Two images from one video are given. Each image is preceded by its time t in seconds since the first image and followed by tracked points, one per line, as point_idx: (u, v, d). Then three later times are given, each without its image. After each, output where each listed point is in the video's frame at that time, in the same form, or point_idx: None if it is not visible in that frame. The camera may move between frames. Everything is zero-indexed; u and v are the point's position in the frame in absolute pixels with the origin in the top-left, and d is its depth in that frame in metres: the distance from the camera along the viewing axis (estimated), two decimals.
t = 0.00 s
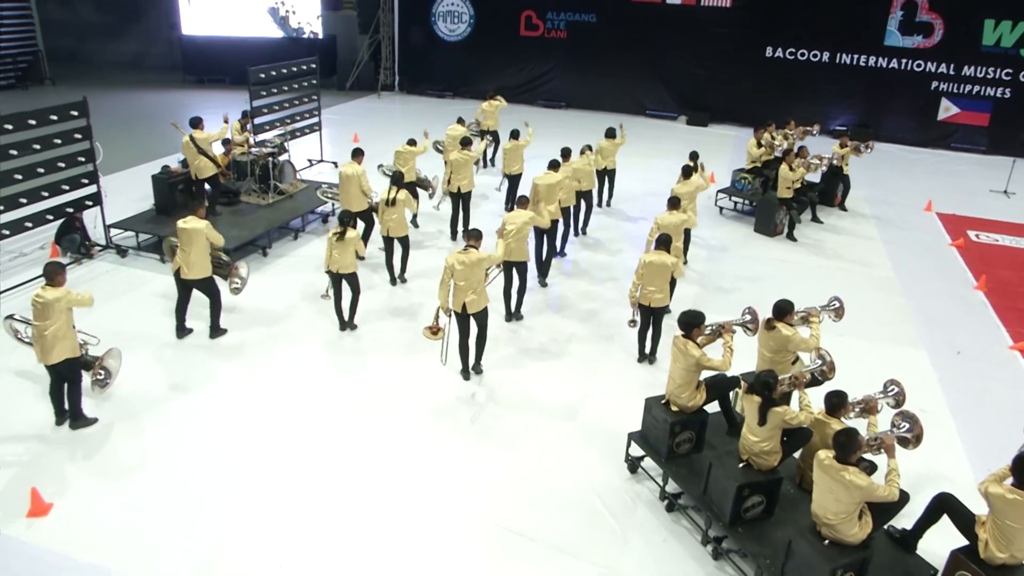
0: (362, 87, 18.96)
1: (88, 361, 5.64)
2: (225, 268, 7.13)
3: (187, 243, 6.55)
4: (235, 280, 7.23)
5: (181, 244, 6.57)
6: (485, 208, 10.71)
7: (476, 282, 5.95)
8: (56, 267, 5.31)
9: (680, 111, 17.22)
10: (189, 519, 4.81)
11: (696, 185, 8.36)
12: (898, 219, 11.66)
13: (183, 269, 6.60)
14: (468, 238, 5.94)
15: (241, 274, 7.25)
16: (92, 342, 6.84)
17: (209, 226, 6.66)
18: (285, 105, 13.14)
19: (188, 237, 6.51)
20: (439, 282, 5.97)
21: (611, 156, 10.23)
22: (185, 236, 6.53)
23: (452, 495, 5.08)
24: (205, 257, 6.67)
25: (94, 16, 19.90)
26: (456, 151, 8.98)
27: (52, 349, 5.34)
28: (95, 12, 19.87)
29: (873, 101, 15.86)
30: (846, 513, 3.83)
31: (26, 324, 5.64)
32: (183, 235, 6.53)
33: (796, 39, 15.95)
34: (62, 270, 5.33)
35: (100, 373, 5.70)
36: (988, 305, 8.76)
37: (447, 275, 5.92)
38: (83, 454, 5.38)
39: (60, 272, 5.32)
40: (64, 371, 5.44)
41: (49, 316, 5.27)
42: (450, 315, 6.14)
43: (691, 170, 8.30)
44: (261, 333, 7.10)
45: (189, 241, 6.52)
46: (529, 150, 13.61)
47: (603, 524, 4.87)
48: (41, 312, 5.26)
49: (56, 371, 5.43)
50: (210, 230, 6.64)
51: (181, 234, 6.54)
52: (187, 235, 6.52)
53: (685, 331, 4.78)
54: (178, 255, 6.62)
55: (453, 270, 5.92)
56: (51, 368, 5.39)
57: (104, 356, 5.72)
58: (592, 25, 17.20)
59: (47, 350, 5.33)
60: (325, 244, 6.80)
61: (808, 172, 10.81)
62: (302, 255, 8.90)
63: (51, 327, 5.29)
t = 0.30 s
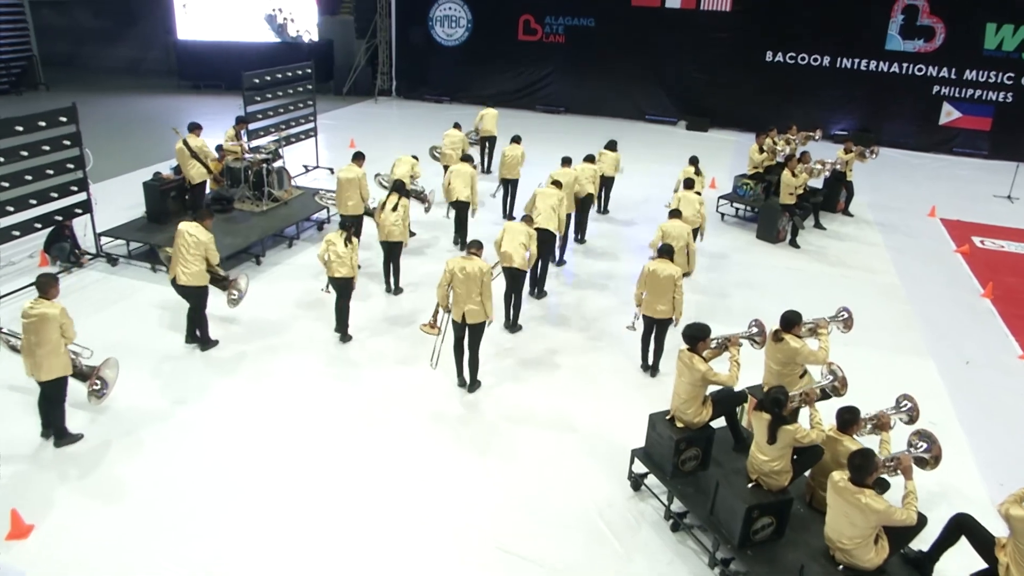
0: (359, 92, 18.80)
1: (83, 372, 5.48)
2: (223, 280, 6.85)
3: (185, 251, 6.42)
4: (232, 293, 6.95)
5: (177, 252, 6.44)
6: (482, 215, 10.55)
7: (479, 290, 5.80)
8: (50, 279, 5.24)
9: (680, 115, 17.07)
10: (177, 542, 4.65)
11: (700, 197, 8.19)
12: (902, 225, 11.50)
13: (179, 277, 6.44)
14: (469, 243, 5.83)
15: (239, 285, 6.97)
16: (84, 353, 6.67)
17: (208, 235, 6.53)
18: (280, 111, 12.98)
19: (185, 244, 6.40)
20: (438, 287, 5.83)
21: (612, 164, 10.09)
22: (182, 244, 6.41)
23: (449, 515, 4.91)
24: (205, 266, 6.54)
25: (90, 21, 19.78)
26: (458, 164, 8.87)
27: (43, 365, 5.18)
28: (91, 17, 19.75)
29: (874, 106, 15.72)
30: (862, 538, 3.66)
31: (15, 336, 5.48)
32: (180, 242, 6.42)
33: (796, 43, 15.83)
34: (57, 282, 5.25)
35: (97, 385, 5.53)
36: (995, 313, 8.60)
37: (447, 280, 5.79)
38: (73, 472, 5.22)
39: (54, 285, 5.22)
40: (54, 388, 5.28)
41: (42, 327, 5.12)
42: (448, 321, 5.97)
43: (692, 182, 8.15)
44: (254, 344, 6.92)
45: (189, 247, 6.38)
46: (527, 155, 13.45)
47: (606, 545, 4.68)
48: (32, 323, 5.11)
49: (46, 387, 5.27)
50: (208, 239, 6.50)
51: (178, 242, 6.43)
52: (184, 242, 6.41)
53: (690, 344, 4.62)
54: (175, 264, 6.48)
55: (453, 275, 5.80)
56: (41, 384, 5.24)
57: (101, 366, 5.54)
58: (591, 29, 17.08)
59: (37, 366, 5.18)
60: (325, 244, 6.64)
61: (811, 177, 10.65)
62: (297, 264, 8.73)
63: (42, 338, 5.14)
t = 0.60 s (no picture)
0: (356, 96, 18.61)
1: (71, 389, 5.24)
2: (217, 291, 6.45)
3: (178, 261, 6.16)
4: (227, 310, 6.77)
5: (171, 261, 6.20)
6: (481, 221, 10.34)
7: (481, 300, 5.59)
8: (38, 291, 5.05)
9: (681, 119, 16.88)
10: (164, 567, 4.43)
11: (705, 208, 8.02)
12: (908, 230, 11.30)
13: (170, 287, 6.19)
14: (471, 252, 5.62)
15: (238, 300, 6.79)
16: (70, 369, 6.39)
17: (205, 246, 6.27)
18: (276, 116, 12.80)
19: (179, 253, 6.16)
20: (438, 297, 5.60)
21: (614, 170, 9.90)
22: (177, 253, 6.17)
23: (449, 537, 4.68)
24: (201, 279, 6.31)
25: (84, 25, 19.58)
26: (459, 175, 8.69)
27: (26, 382, 4.96)
28: (86, 20, 19.55)
29: (877, 109, 15.53)
30: (887, 567, 3.45)
31: None
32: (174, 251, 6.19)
33: (799, 46, 15.64)
34: (44, 294, 5.05)
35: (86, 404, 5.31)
36: (1007, 321, 8.39)
37: (447, 291, 5.57)
38: (56, 491, 5.00)
39: (41, 296, 5.03)
40: (40, 405, 5.07)
41: (27, 341, 4.91)
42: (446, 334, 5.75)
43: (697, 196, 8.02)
44: (246, 355, 6.71)
45: (183, 257, 6.15)
46: (527, 160, 13.24)
47: (613, 569, 4.46)
48: (17, 338, 4.90)
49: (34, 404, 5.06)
50: (204, 249, 6.24)
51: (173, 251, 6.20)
52: (179, 251, 6.17)
53: (701, 359, 4.40)
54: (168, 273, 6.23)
55: (454, 285, 5.58)
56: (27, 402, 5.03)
57: (89, 383, 5.32)
58: (590, 32, 16.90)
59: (21, 383, 4.96)
60: (321, 255, 6.47)
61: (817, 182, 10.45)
62: (292, 271, 8.51)
63: (26, 353, 4.92)
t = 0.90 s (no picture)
0: (361, 96, 18.39)
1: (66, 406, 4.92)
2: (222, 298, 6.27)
3: (182, 271, 5.91)
4: (231, 318, 6.54)
5: (174, 272, 5.94)
6: (488, 223, 10.09)
7: (489, 309, 5.34)
8: (27, 301, 4.90)
9: (690, 120, 16.60)
10: None
11: (718, 212, 7.79)
12: (927, 234, 11.01)
13: (176, 299, 5.95)
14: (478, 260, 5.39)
15: (243, 307, 6.57)
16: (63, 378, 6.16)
17: (209, 255, 6.01)
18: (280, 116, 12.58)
19: (183, 263, 5.90)
20: (444, 309, 5.36)
21: (624, 170, 9.62)
22: (180, 264, 5.91)
23: (454, 560, 4.43)
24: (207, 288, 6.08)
25: (87, 24, 19.40)
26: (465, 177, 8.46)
27: (11, 394, 4.72)
28: (89, 20, 19.38)
29: (891, 110, 15.23)
30: None
31: None
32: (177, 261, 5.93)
33: (811, 46, 15.35)
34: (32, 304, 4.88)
35: (83, 424, 4.93)
36: None
37: (453, 301, 5.34)
38: (44, 507, 4.77)
39: (30, 307, 4.86)
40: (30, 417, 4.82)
41: (19, 353, 4.70)
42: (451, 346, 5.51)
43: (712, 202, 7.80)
44: (246, 363, 6.47)
45: (188, 269, 5.90)
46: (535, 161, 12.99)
47: None
48: (10, 353, 4.68)
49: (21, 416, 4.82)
50: (207, 258, 5.99)
51: (175, 261, 5.93)
52: (182, 261, 5.91)
53: (723, 373, 4.14)
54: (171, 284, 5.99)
55: (460, 295, 5.34)
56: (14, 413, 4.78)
57: (87, 401, 4.97)
58: (599, 31, 16.65)
59: (6, 395, 4.72)
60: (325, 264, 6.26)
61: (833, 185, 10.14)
62: (295, 275, 8.28)
63: (17, 365, 4.70)
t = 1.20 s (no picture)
0: (372, 95, 18.16)
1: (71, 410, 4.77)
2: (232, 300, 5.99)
3: (186, 270, 5.67)
4: (243, 323, 6.22)
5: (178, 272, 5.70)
6: (501, 225, 9.82)
7: (506, 315, 5.07)
8: (25, 305, 4.61)
9: (706, 119, 16.27)
10: None
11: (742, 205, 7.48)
12: (953, 237, 10.67)
13: (181, 301, 5.68)
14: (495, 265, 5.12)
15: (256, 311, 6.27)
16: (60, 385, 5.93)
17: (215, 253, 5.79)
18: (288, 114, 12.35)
19: (187, 262, 5.67)
20: (459, 313, 5.09)
21: (643, 170, 9.33)
22: (184, 263, 5.68)
23: None
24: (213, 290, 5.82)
25: (97, 22, 19.23)
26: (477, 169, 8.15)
27: (16, 402, 4.43)
28: (98, 18, 19.21)
29: (912, 110, 14.85)
30: None
31: None
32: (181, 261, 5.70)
33: (830, 44, 14.99)
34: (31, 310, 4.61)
35: (85, 429, 4.89)
36: None
37: (469, 305, 5.06)
38: (35, 524, 4.53)
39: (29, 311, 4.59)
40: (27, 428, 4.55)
41: (28, 361, 4.45)
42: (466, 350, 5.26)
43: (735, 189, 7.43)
44: (249, 371, 6.23)
45: (193, 268, 5.66)
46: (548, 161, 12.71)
47: None
48: (18, 362, 4.40)
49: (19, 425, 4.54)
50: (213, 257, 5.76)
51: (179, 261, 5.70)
52: (186, 260, 5.68)
53: (756, 390, 3.86)
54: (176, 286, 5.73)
55: (477, 299, 5.08)
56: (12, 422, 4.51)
57: (91, 404, 4.86)
58: (613, 29, 16.34)
59: (10, 403, 4.42)
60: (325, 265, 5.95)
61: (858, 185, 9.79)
62: (302, 278, 8.03)
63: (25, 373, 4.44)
